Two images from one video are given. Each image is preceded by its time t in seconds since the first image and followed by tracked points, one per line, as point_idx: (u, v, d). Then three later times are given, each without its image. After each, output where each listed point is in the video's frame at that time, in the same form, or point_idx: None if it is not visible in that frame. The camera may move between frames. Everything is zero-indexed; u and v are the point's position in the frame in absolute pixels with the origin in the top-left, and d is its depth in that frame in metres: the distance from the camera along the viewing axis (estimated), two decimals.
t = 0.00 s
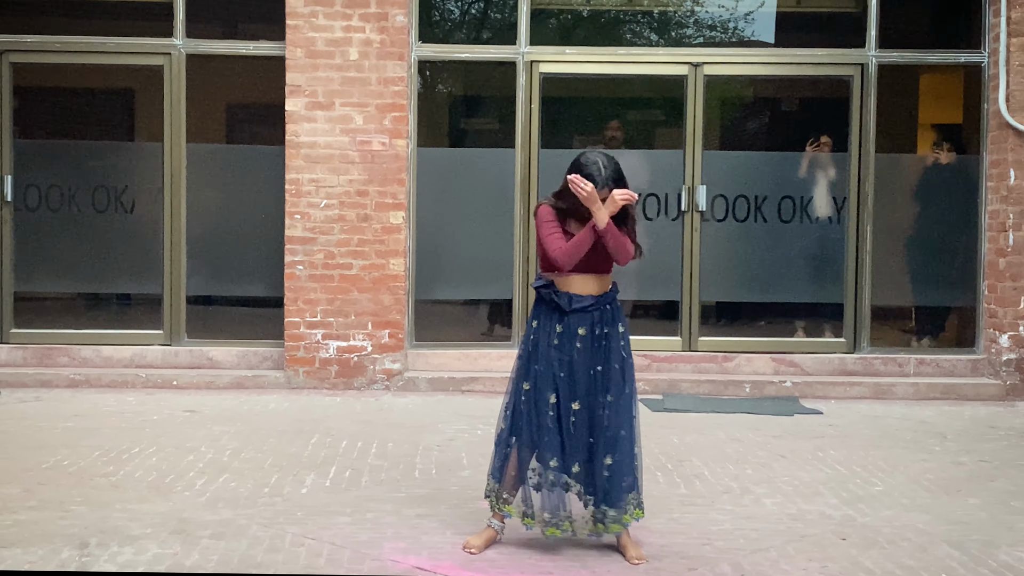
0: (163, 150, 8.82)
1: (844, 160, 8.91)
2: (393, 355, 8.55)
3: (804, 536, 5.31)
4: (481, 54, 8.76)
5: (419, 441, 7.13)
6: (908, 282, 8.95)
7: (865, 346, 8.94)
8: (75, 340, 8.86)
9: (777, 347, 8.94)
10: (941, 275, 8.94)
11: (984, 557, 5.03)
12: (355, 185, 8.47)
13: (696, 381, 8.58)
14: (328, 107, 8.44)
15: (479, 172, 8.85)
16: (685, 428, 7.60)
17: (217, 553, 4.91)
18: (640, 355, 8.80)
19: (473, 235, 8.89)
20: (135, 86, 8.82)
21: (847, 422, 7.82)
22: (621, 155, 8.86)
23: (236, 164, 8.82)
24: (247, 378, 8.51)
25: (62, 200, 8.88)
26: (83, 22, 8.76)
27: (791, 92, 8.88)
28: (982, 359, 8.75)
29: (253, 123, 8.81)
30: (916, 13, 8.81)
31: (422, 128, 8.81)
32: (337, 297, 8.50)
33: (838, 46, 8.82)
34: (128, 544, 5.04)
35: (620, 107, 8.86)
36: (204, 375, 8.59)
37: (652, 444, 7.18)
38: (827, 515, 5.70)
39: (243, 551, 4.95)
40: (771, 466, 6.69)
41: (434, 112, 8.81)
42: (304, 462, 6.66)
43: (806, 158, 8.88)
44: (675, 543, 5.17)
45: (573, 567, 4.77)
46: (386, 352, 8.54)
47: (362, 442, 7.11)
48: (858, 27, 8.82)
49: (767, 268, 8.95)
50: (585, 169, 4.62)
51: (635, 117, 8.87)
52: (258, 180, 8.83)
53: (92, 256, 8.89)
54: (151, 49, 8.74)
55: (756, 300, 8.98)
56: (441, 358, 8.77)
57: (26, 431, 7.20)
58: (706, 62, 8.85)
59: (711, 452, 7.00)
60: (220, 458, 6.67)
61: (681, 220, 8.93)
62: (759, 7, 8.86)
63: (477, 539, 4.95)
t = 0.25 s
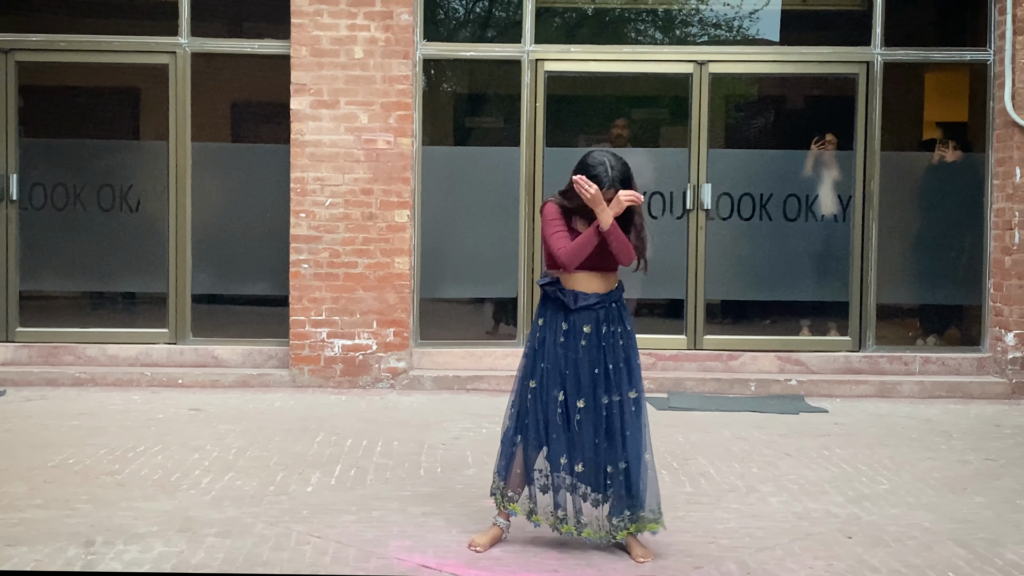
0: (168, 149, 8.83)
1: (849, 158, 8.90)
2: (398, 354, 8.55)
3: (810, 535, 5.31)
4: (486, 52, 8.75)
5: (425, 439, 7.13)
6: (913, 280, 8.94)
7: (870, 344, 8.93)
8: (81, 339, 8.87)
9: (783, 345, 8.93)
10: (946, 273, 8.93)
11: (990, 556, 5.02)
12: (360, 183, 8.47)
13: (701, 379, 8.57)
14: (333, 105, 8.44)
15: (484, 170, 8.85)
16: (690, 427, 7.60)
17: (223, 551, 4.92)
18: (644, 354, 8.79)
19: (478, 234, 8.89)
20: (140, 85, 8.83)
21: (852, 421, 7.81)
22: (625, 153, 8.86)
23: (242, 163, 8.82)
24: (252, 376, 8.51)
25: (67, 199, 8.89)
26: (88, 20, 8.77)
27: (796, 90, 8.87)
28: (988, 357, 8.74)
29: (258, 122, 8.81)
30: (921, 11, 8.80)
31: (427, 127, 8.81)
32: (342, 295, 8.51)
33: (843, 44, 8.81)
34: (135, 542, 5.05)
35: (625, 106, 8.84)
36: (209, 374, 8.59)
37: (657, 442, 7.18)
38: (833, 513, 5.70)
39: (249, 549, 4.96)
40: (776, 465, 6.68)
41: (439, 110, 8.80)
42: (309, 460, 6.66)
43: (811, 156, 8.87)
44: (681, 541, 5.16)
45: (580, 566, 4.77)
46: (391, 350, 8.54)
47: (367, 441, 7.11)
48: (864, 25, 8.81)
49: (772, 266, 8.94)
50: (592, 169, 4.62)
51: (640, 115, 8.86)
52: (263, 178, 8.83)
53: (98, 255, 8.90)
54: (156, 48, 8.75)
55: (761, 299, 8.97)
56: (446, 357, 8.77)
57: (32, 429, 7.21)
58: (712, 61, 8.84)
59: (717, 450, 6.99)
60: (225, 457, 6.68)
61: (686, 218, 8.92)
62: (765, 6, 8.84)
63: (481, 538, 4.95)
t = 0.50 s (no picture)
0: (172, 149, 8.83)
1: (853, 157, 8.88)
2: (402, 353, 8.55)
3: (814, 534, 5.30)
4: (489, 51, 8.75)
5: (429, 438, 7.13)
6: (917, 279, 8.93)
7: (874, 343, 8.92)
8: (85, 338, 8.88)
9: (787, 344, 8.92)
10: (951, 272, 8.92)
11: (994, 555, 5.01)
12: (364, 183, 8.47)
13: (705, 378, 8.57)
14: (337, 105, 8.44)
15: (487, 170, 8.85)
16: (694, 426, 7.59)
17: (227, 551, 4.92)
18: (648, 353, 8.79)
19: (481, 233, 8.89)
20: (144, 85, 8.83)
21: (856, 420, 7.80)
22: (629, 152, 8.86)
23: (246, 163, 8.83)
24: (256, 376, 8.52)
25: (71, 198, 8.90)
26: (93, 20, 8.78)
27: (800, 89, 8.86)
28: (992, 356, 8.73)
29: (262, 122, 8.81)
30: (925, 9, 8.79)
31: (431, 126, 8.81)
32: (346, 295, 8.51)
33: (847, 43, 8.80)
34: (139, 541, 5.05)
35: (629, 105, 8.84)
36: (213, 373, 8.60)
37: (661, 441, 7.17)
38: (837, 512, 5.69)
39: (253, 548, 4.96)
40: (781, 464, 6.67)
41: (443, 110, 8.80)
42: (314, 460, 6.66)
43: (815, 156, 8.87)
44: (686, 540, 5.16)
45: (584, 565, 4.77)
46: (395, 349, 8.54)
47: (371, 440, 7.11)
48: (867, 24, 8.80)
49: (776, 265, 8.93)
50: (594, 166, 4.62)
51: (643, 114, 8.85)
52: (267, 178, 8.84)
53: (102, 254, 8.91)
54: (159, 48, 8.75)
55: (765, 298, 8.96)
56: (450, 356, 8.77)
57: (37, 429, 7.22)
58: (716, 59, 8.83)
59: (721, 449, 6.99)
60: (229, 456, 6.68)
61: (690, 217, 8.92)
62: (768, 5, 8.84)
63: (484, 537, 4.96)
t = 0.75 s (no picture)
0: (173, 149, 8.84)
1: (855, 157, 8.88)
2: (403, 353, 8.55)
3: (816, 534, 5.30)
4: (491, 51, 8.76)
5: (430, 438, 7.13)
6: (918, 279, 8.93)
7: (876, 343, 8.91)
8: (86, 339, 8.89)
9: (788, 344, 8.92)
10: (952, 272, 8.91)
11: (996, 555, 5.01)
12: (365, 183, 8.48)
13: (706, 378, 8.57)
14: (338, 105, 8.45)
15: (489, 170, 8.85)
16: (695, 426, 7.59)
17: (228, 551, 4.92)
18: (649, 353, 8.79)
19: (482, 233, 8.89)
20: (145, 85, 8.84)
21: (858, 420, 7.80)
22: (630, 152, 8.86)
23: (247, 163, 8.84)
24: (257, 376, 8.53)
25: (72, 199, 8.91)
26: (94, 21, 8.79)
27: (801, 89, 8.85)
28: (994, 356, 8.73)
29: (263, 122, 8.82)
30: (927, 8, 8.78)
31: (432, 126, 8.81)
32: (347, 295, 8.51)
33: (849, 43, 8.80)
34: (140, 541, 5.06)
35: (630, 104, 8.84)
36: (214, 373, 8.61)
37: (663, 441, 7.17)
38: (838, 512, 5.69)
39: (254, 548, 4.96)
40: (782, 464, 6.67)
41: (444, 110, 8.81)
42: (315, 460, 6.66)
43: (816, 155, 8.86)
44: (687, 540, 5.15)
45: (585, 565, 4.77)
46: (396, 350, 8.54)
47: (372, 440, 7.11)
48: (868, 23, 8.80)
49: (777, 265, 8.93)
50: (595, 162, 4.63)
51: (644, 114, 8.86)
52: (268, 178, 8.84)
53: (103, 255, 8.91)
54: (160, 48, 8.76)
55: (766, 298, 8.96)
56: (451, 356, 8.77)
57: (38, 429, 7.23)
58: (717, 60, 8.84)
59: (722, 449, 6.99)
60: (230, 456, 6.68)
61: (691, 217, 8.92)
62: (769, 5, 8.84)
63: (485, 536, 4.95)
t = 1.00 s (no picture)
0: (172, 151, 8.85)
1: (853, 158, 8.88)
2: (402, 355, 8.56)
3: (814, 535, 5.30)
4: (489, 53, 8.76)
5: (429, 440, 7.13)
6: (918, 280, 8.94)
7: (875, 344, 8.92)
8: (85, 341, 8.89)
9: (787, 345, 8.92)
10: (952, 273, 8.92)
11: (994, 556, 5.01)
12: (364, 184, 8.48)
13: (705, 379, 8.57)
14: (337, 106, 8.45)
15: (487, 171, 8.85)
16: (694, 427, 7.59)
17: (226, 553, 4.93)
18: (648, 354, 8.80)
19: (481, 234, 8.90)
20: (144, 87, 8.85)
21: (857, 421, 7.80)
22: (628, 154, 8.86)
23: (246, 164, 8.84)
24: (256, 378, 8.53)
25: (71, 201, 8.91)
26: (93, 23, 8.79)
27: (800, 90, 8.86)
28: (992, 357, 8.74)
29: (262, 124, 8.83)
30: (925, 10, 8.79)
31: (431, 128, 8.82)
32: (346, 296, 8.52)
33: (847, 44, 8.80)
34: (138, 543, 5.06)
35: (628, 106, 8.85)
36: (213, 375, 8.61)
37: (661, 442, 7.18)
38: (837, 513, 5.69)
39: (253, 550, 4.97)
40: (780, 465, 6.67)
41: (443, 111, 8.81)
42: (314, 461, 6.67)
43: (815, 156, 8.87)
44: (685, 542, 5.16)
45: (583, 566, 4.77)
46: (395, 351, 8.55)
47: (371, 442, 7.12)
48: (867, 24, 8.80)
49: (776, 266, 8.93)
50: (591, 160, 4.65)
51: (643, 115, 8.87)
52: (267, 180, 8.84)
53: (102, 257, 8.92)
54: (160, 50, 8.77)
55: (765, 299, 8.96)
56: (450, 358, 8.77)
57: (37, 431, 7.23)
58: (715, 61, 8.84)
59: (721, 450, 6.99)
60: (229, 458, 6.69)
61: (690, 218, 8.92)
62: (768, 6, 8.84)
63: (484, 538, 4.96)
